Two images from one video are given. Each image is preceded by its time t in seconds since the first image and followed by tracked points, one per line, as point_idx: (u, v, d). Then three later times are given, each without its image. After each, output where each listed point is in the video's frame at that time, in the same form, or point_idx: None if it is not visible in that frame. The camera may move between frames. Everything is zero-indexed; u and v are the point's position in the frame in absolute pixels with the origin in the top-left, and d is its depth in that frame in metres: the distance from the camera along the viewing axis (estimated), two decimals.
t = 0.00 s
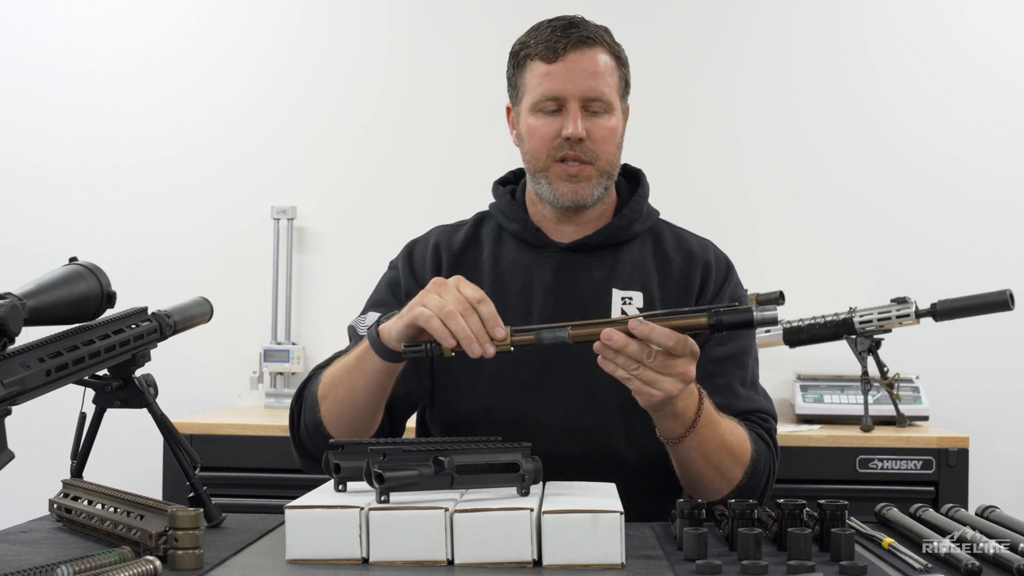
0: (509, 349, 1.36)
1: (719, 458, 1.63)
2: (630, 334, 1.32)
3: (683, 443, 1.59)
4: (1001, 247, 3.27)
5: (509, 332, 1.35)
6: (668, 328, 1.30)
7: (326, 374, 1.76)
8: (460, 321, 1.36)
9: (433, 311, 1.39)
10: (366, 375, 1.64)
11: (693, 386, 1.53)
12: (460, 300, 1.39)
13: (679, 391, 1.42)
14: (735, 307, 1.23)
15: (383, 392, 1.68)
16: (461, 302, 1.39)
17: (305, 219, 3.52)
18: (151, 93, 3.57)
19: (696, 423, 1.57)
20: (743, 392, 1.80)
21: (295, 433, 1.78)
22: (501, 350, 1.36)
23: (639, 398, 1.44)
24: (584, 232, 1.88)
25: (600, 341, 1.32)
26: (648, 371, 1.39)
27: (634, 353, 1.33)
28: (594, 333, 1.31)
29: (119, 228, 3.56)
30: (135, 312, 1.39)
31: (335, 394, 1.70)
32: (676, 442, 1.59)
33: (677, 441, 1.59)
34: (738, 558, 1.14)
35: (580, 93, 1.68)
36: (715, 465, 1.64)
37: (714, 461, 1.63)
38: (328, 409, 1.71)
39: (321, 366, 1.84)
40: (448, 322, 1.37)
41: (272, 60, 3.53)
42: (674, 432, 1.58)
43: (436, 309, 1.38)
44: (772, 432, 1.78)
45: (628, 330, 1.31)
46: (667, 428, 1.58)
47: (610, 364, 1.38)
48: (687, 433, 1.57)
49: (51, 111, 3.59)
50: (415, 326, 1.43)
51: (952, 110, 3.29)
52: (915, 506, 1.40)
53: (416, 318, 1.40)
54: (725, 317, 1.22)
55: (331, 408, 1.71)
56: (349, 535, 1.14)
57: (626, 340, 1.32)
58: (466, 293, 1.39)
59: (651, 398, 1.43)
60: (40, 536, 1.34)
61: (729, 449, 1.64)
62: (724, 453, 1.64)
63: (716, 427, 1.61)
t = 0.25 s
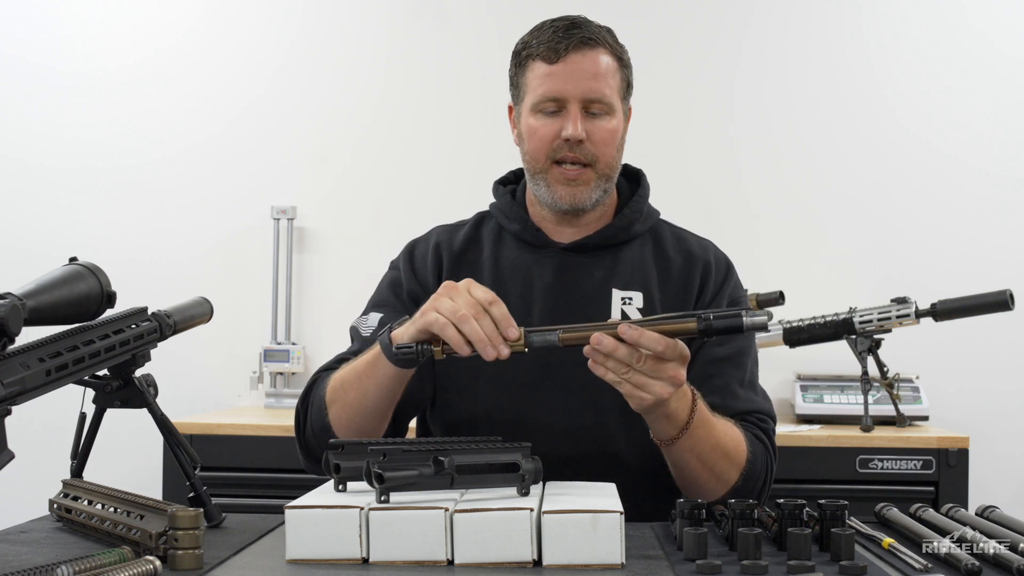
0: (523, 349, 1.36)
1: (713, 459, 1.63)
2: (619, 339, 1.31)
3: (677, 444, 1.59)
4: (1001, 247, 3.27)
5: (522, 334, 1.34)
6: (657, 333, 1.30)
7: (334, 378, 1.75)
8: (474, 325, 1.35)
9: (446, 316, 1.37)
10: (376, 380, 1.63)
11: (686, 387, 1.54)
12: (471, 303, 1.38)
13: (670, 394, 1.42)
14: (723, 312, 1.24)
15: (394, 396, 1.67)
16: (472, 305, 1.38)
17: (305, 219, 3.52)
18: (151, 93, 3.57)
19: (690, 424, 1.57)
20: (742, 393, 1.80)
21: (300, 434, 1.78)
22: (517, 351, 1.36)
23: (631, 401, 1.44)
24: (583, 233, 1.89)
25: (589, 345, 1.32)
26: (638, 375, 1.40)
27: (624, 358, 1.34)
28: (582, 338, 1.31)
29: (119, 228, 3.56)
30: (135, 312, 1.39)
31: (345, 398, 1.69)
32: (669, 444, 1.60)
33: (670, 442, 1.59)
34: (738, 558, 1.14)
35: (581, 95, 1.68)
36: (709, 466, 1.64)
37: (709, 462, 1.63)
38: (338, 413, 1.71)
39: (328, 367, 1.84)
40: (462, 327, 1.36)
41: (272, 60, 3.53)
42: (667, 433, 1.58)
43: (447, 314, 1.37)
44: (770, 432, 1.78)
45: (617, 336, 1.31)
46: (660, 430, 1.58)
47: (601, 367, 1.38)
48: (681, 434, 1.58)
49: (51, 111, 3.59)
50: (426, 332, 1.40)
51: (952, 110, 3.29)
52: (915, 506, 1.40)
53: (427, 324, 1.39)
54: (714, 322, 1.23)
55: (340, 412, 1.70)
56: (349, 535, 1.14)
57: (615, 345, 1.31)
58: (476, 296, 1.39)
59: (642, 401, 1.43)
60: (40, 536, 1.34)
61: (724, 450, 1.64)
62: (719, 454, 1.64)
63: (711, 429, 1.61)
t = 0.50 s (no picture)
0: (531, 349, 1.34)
1: (711, 460, 1.63)
2: (615, 338, 1.32)
3: (675, 444, 1.59)
4: (1001, 247, 3.27)
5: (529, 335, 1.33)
6: (653, 333, 1.30)
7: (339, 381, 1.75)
8: (482, 322, 1.35)
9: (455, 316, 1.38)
10: (384, 383, 1.64)
11: (683, 387, 1.54)
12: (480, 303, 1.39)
13: (666, 395, 1.43)
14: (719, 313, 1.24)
15: (400, 399, 1.68)
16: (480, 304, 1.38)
17: (305, 219, 3.52)
18: (151, 93, 3.57)
19: (689, 424, 1.57)
20: (741, 393, 1.80)
21: (304, 438, 1.78)
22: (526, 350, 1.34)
23: (628, 402, 1.45)
24: (581, 234, 1.89)
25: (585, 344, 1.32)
26: (635, 375, 1.40)
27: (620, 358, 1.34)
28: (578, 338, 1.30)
29: (119, 228, 3.56)
30: (135, 312, 1.39)
31: (351, 402, 1.69)
32: (667, 444, 1.60)
33: (668, 442, 1.60)
34: (738, 558, 1.14)
35: (578, 96, 1.68)
36: (707, 466, 1.64)
37: (706, 463, 1.63)
38: (343, 417, 1.70)
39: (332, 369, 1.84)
40: (470, 325, 1.36)
41: (272, 60, 3.53)
42: (664, 433, 1.59)
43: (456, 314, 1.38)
44: (769, 432, 1.78)
45: (612, 335, 1.31)
46: (658, 430, 1.59)
47: (597, 368, 1.38)
48: (678, 434, 1.58)
49: (51, 111, 3.59)
50: (437, 332, 1.41)
51: (952, 110, 3.29)
52: (915, 506, 1.40)
53: (438, 325, 1.40)
54: (709, 321, 1.23)
55: (346, 416, 1.70)
56: (349, 535, 1.14)
57: (611, 345, 1.32)
58: (485, 295, 1.39)
59: (638, 401, 1.43)
60: (40, 536, 1.34)
61: (722, 451, 1.64)
62: (717, 455, 1.64)
63: (708, 429, 1.61)
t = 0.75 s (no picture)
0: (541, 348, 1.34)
1: (709, 461, 1.63)
2: (608, 338, 1.33)
3: (672, 446, 1.59)
4: (1001, 247, 3.27)
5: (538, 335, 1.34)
6: (646, 332, 1.32)
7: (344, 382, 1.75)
8: (493, 319, 1.35)
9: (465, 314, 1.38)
10: (391, 385, 1.63)
11: (679, 388, 1.54)
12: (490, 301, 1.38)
13: (661, 394, 1.42)
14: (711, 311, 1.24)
15: (408, 400, 1.68)
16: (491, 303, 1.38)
17: (305, 219, 3.52)
18: (151, 93, 3.57)
19: (687, 425, 1.58)
20: (740, 393, 1.80)
21: (309, 438, 1.79)
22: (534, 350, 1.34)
23: (623, 402, 1.45)
24: (581, 234, 1.89)
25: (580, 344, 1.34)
26: (629, 374, 1.40)
27: (614, 356, 1.35)
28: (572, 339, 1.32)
29: (119, 228, 3.56)
30: (135, 312, 1.39)
31: (359, 403, 1.69)
32: (665, 445, 1.60)
33: (665, 444, 1.60)
34: (738, 558, 1.14)
35: (576, 97, 1.68)
36: (705, 467, 1.64)
37: (705, 464, 1.63)
38: (350, 417, 1.70)
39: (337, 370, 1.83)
40: (481, 323, 1.36)
41: (272, 59, 3.53)
42: (662, 435, 1.59)
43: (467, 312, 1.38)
44: (768, 432, 1.78)
45: (606, 334, 1.33)
46: (655, 431, 1.59)
47: (591, 368, 1.39)
48: (677, 436, 1.58)
49: (51, 111, 3.59)
50: (447, 331, 1.41)
51: (952, 110, 3.29)
52: (915, 506, 1.40)
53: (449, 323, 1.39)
54: (702, 320, 1.24)
55: (353, 417, 1.70)
56: (349, 535, 1.14)
57: (605, 344, 1.33)
58: (495, 294, 1.39)
59: (633, 401, 1.43)
60: (40, 536, 1.34)
61: (720, 452, 1.64)
62: (715, 455, 1.64)
63: (706, 430, 1.61)
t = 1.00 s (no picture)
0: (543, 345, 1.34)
1: (709, 461, 1.63)
2: (608, 335, 1.34)
3: (672, 445, 1.59)
4: (1001, 247, 3.27)
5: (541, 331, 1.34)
6: (646, 329, 1.32)
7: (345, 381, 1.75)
8: (497, 318, 1.35)
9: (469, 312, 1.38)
10: (393, 383, 1.64)
11: (679, 387, 1.54)
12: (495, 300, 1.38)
13: (661, 392, 1.42)
14: (711, 308, 1.24)
15: (410, 399, 1.68)
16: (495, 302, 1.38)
17: (305, 219, 3.52)
18: (151, 93, 3.57)
19: (687, 425, 1.58)
20: (740, 394, 1.80)
21: (309, 436, 1.79)
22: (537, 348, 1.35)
23: (622, 400, 1.45)
24: (581, 234, 1.89)
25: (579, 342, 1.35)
26: (629, 372, 1.40)
27: (614, 354, 1.35)
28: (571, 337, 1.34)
29: (119, 228, 3.56)
30: (135, 312, 1.39)
31: (360, 402, 1.69)
32: (665, 445, 1.60)
33: (665, 444, 1.60)
34: (738, 558, 1.14)
35: (575, 96, 1.68)
36: (704, 468, 1.64)
37: (705, 464, 1.63)
38: (351, 416, 1.70)
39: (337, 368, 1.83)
40: (485, 321, 1.36)
41: (272, 59, 3.53)
42: (662, 435, 1.59)
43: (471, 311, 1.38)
44: (768, 432, 1.78)
45: (605, 333, 1.34)
46: (655, 431, 1.59)
47: (590, 366, 1.39)
48: (677, 436, 1.58)
49: (51, 111, 3.59)
50: (451, 329, 1.41)
51: (952, 110, 3.29)
52: (915, 506, 1.40)
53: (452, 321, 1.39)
54: (702, 317, 1.24)
55: (355, 415, 1.70)
56: (349, 535, 1.14)
57: (604, 342, 1.34)
58: (499, 293, 1.39)
59: (632, 399, 1.43)
60: (40, 536, 1.34)
61: (720, 452, 1.64)
62: (715, 455, 1.64)
63: (706, 430, 1.61)
